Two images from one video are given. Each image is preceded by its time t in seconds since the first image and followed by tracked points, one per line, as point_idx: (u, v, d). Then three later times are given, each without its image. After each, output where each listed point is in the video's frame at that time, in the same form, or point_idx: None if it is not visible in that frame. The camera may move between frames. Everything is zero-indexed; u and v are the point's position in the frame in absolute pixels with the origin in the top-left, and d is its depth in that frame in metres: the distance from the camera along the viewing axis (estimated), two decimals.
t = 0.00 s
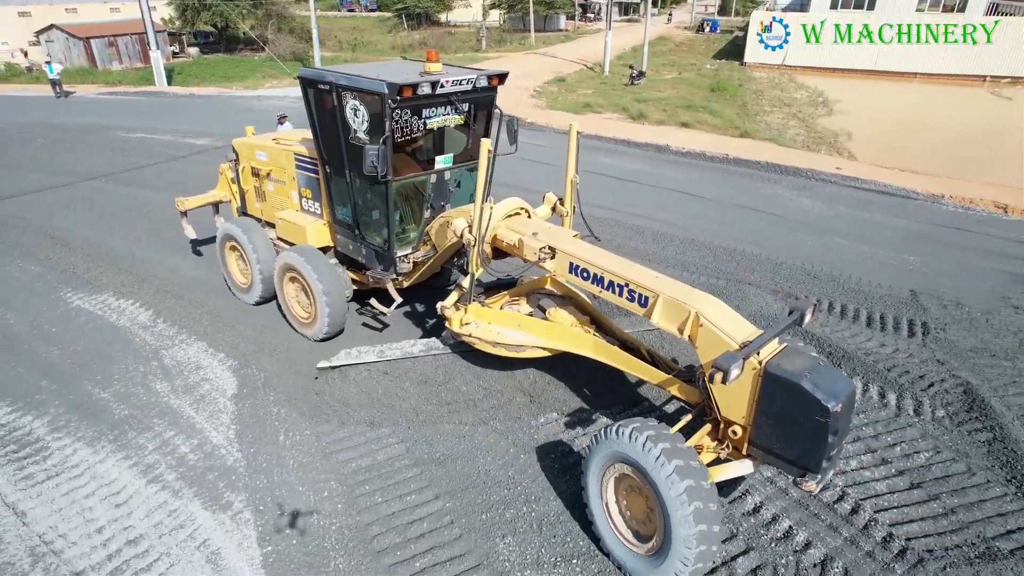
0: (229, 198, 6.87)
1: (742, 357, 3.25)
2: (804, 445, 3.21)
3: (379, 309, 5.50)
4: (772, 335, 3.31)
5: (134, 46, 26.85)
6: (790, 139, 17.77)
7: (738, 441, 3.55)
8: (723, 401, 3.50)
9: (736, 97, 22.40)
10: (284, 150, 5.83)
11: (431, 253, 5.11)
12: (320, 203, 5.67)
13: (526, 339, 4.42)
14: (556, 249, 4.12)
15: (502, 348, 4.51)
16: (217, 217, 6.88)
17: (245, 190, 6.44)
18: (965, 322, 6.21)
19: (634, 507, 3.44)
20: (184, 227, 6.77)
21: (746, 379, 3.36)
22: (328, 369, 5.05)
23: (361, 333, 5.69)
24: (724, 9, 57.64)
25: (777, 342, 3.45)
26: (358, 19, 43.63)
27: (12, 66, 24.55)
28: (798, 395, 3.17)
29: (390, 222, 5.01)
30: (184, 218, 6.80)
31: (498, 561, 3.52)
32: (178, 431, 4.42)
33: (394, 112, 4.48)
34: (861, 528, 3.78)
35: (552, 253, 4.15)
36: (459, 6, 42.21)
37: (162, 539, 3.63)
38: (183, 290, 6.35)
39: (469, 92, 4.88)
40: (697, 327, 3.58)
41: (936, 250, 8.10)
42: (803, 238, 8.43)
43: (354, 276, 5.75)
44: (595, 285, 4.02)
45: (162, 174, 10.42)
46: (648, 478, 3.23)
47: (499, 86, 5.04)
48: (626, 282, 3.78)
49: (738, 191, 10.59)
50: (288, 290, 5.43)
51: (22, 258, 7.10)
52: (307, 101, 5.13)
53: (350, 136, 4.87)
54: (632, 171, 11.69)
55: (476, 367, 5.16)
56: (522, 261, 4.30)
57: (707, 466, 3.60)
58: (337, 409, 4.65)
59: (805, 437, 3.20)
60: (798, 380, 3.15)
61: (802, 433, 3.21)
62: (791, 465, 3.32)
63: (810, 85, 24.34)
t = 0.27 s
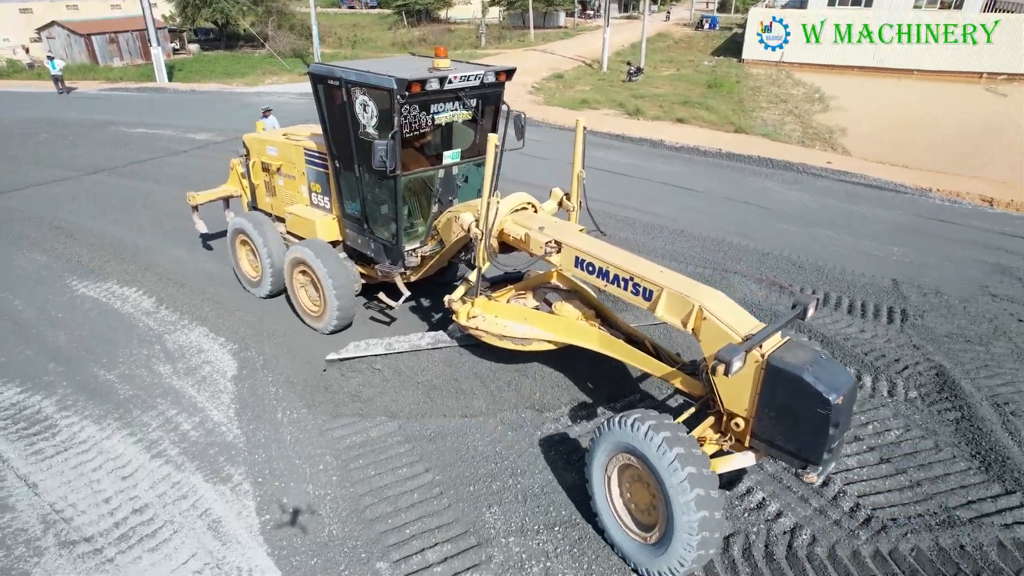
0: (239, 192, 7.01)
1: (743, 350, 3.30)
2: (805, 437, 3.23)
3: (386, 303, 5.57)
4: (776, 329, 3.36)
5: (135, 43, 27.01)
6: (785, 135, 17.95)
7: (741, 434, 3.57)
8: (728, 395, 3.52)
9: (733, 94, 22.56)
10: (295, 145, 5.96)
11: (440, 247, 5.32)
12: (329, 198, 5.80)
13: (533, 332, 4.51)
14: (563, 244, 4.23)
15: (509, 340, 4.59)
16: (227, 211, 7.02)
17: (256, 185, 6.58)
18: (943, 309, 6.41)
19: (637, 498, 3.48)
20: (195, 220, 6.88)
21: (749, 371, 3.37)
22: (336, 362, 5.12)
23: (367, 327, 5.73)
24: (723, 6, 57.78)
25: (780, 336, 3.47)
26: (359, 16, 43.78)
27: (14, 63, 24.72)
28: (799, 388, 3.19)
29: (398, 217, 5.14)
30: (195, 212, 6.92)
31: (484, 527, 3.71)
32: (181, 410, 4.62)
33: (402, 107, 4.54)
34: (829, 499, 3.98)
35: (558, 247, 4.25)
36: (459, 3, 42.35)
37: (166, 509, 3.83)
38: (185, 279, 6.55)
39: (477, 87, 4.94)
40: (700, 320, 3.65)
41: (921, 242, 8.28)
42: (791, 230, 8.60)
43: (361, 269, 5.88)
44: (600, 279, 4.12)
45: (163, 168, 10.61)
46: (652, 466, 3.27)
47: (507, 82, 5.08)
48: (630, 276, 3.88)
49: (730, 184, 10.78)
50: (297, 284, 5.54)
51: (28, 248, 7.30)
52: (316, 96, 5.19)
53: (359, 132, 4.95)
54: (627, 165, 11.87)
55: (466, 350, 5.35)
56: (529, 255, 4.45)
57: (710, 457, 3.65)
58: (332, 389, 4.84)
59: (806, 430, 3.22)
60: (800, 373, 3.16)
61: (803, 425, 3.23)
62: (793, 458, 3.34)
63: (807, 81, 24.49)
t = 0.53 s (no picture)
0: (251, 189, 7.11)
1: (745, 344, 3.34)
2: (807, 429, 3.28)
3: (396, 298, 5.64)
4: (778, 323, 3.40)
5: (136, 42, 27.22)
6: (779, 132, 18.16)
7: (743, 427, 3.62)
8: (730, 388, 3.56)
9: (729, 93, 22.76)
10: (307, 142, 6.03)
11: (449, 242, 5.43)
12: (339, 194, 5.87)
13: (539, 327, 4.56)
14: (570, 240, 4.33)
15: (516, 335, 4.67)
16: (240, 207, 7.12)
17: (268, 182, 6.65)
18: (922, 299, 6.63)
19: (641, 489, 3.53)
20: (207, 216, 7.01)
21: (750, 364, 3.43)
22: (347, 354, 5.25)
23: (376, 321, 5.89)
24: (722, 7, 58.04)
25: (782, 330, 3.53)
26: (358, 15, 44.00)
27: (16, 62, 24.92)
28: (802, 381, 3.24)
29: (408, 213, 5.24)
30: (207, 208, 7.05)
31: (472, 497, 3.92)
32: (185, 391, 4.82)
33: (413, 105, 4.67)
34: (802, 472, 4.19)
35: (565, 243, 4.35)
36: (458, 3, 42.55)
37: (172, 481, 4.03)
38: (188, 269, 6.76)
39: (486, 86, 5.10)
40: (704, 315, 3.67)
41: (906, 235, 8.49)
42: (780, 225, 8.81)
43: (371, 265, 5.99)
44: (606, 274, 4.19)
45: (165, 164, 10.83)
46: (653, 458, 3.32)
47: (515, 80, 5.25)
48: (635, 271, 3.94)
49: (721, 180, 10.99)
50: (308, 279, 5.61)
51: (36, 240, 7.50)
52: (327, 93, 5.30)
53: (369, 129, 5.06)
54: (621, 162, 12.08)
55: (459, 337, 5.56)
56: (536, 251, 4.52)
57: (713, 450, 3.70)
58: (329, 372, 5.05)
59: (808, 422, 3.27)
60: (801, 365, 3.22)
61: (806, 417, 3.27)
62: (796, 450, 3.37)
63: (803, 80, 24.70)
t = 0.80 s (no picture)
0: (263, 189, 7.24)
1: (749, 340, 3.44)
2: (807, 424, 3.41)
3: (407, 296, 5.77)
4: (780, 319, 3.52)
5: (138, 45, 27.48)
6: (773, 134, 18.40)
7: (745, 422, 3.75)
8: (732, 384, 3.69)
9: (725, 95, 23.01)
10: (320, 143, 6.17)
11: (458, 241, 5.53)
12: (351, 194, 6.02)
13: (546, 325, 4.66)
14: (577, 238, 4.44)
15: (522, 332, 4.74)
16: (252, 207, 7.26)
17: (280, 181, 6.77)
18: (901, 291, 6.87)
19: (644, 483, 3.60)
20: (222, 216, 7.16)
21: (753, 359, 3.55)
22: (358, 350, 5.34)
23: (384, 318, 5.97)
24: (722, 11, 58.35)
25: (784, 328, 3.65)
26: (359, 18, 44.28)
27: (19, 65, 25.15)
28: (804, 377, 3.36)
29: (418, 212, 5.36)
30: (222, 207, 7.20)
31: (463, 472, 4.14)
32: (190, 375, 5.05)
33: (425, 106, 4.82)
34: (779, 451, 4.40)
35: (572, 241, 4.47)
36: (458, 6, 42.81)
37: (179, 458, 4.25)
38: (192, 264, 6.98)
39: (495, 87, 5.24)
40: (708, 311, 3.79)
41: (891, 232, 8.71)
42: (770, 222, 9.03)
43: (382, 263, 6.10)
44: (612, 272, 4.29)
45: (168, 164, 11.06)
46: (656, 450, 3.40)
47: (525, 82, 5.38)
48: (641, 268, 4.06)
49: (713, 180, 11.22)
50: (318, 276, 5.74)
51: (44, 235, 7.73)
52: (341, 95, 5.48)
53: (382, 129, 5.22)
54: (616, 162, 12.31)
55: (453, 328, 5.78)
56: (544, 249, 4.63)
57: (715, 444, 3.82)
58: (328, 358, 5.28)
59: (808, 415, 3.40)
60: (802, 361, 3.35)
61: (806, 413, 3.41)
62: (795, 444, 3.49)
63: (799, 83, 24.95)
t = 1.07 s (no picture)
0: (277, 192, 7.42)
1: (751, 336, 3.51)
2: (810, 419, 3.45)
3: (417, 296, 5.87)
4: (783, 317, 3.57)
5: (141, 52, 27.80)
6: (768, 139, 18.68)
7: (750, 419, 3.79)
8: (737, 381, 3.74)
9: (721, 101, 23.31)
10: (332, 147, 6.31)
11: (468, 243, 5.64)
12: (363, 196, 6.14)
13: (554, 324, 4.72)
14: (585, 239, 4.47)
15: (531, 330, 4.82)
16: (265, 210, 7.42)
17: (294, 185, 6.95)
18: (883, 287, 7.11)
19: (649, 478, 3.68)
20: (235, 218, 7.34)
21: (755, 356, 3.61)
22: (370, 349, 5.35)
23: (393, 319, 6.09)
24: (719, 19, 58.74)
25: (787, 326, 3.70)
26: (359, 26, 44.64)
27: (24, 72, 25.48)
28: (805, 372, 3.41)
29: (429, 215, 5.46)
30: (235, 210, 7.37)
31: (458, 452, 4.36)
32: (197, 364, 5.27)
33: (436, 110, 4.95)
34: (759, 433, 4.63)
35: (580, 242, 4.50)
36: (458, 14, 43.20)
37: (188, 439, 4.48)
38: (197, 261, 7.22)
39: (506, 92, 5.30)
40: (713, 311, 3.84)
41: (879, 232, 8.94)
42: (760, 222, 9.26)
43: (394, 265, 6.24)
44: (620, 273, 4.33)
45: (173, 167, 11.33)
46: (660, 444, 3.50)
47: (534, 87, 5.45)
48: (648, 269, 4.10)
49: (706, 182, 11.47)
50: (330, 275, 5.86)
51: (55, 234, 7.98)
52: (354, 100, 5.62)
53: (394, 133, 5.34)
54: (611, 165, 12.57)
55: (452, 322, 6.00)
56: (553, 250, 4.68)
57: (720, 441, 3.86)
58: (329, 347, 5.51)
59: (812, 411, 3.43)
60: (805, 358, 3.39)
61: (809, 408, 3.44)
62: (799, 440, 3.53)
63: (794, 89, 25.25)
